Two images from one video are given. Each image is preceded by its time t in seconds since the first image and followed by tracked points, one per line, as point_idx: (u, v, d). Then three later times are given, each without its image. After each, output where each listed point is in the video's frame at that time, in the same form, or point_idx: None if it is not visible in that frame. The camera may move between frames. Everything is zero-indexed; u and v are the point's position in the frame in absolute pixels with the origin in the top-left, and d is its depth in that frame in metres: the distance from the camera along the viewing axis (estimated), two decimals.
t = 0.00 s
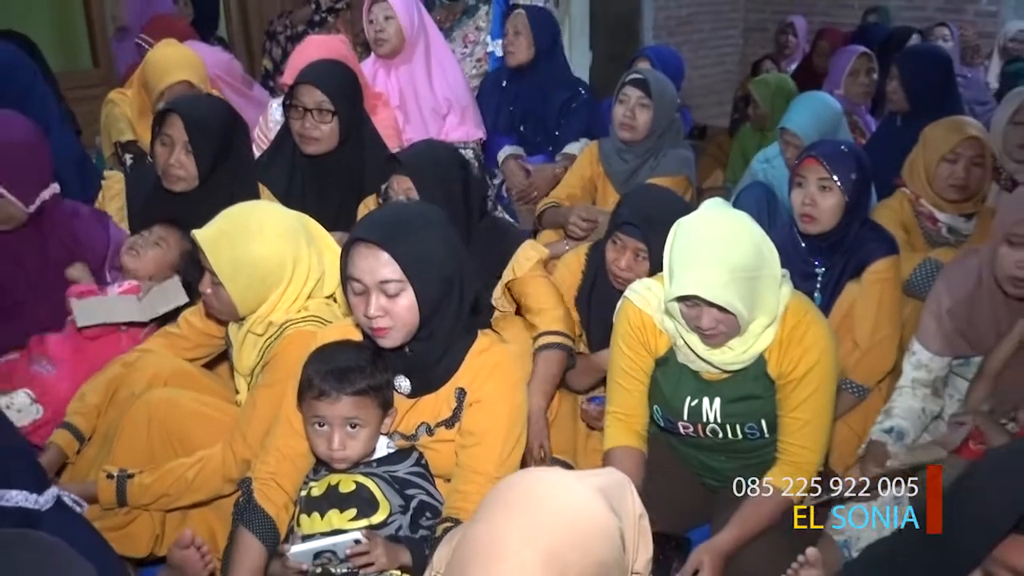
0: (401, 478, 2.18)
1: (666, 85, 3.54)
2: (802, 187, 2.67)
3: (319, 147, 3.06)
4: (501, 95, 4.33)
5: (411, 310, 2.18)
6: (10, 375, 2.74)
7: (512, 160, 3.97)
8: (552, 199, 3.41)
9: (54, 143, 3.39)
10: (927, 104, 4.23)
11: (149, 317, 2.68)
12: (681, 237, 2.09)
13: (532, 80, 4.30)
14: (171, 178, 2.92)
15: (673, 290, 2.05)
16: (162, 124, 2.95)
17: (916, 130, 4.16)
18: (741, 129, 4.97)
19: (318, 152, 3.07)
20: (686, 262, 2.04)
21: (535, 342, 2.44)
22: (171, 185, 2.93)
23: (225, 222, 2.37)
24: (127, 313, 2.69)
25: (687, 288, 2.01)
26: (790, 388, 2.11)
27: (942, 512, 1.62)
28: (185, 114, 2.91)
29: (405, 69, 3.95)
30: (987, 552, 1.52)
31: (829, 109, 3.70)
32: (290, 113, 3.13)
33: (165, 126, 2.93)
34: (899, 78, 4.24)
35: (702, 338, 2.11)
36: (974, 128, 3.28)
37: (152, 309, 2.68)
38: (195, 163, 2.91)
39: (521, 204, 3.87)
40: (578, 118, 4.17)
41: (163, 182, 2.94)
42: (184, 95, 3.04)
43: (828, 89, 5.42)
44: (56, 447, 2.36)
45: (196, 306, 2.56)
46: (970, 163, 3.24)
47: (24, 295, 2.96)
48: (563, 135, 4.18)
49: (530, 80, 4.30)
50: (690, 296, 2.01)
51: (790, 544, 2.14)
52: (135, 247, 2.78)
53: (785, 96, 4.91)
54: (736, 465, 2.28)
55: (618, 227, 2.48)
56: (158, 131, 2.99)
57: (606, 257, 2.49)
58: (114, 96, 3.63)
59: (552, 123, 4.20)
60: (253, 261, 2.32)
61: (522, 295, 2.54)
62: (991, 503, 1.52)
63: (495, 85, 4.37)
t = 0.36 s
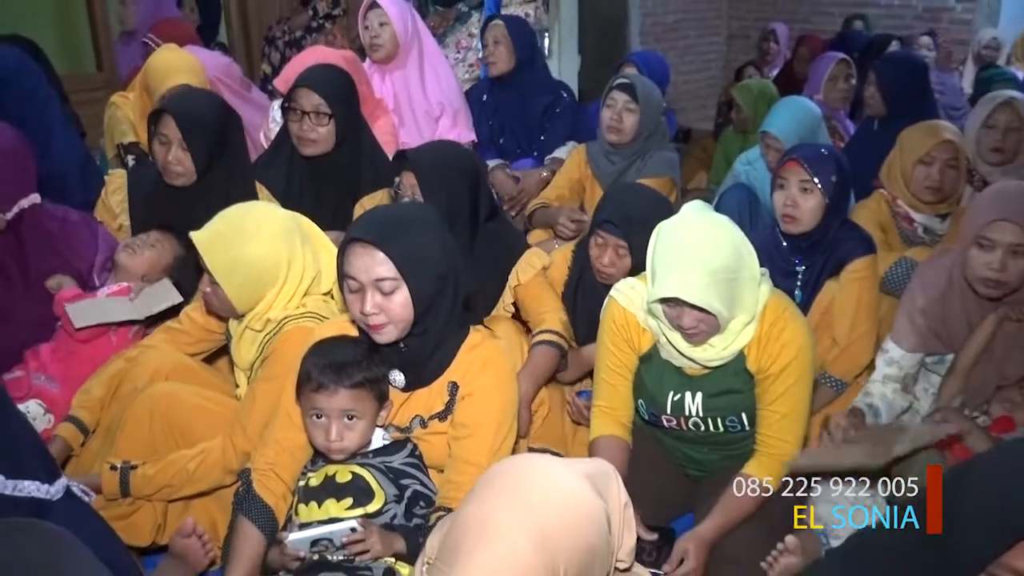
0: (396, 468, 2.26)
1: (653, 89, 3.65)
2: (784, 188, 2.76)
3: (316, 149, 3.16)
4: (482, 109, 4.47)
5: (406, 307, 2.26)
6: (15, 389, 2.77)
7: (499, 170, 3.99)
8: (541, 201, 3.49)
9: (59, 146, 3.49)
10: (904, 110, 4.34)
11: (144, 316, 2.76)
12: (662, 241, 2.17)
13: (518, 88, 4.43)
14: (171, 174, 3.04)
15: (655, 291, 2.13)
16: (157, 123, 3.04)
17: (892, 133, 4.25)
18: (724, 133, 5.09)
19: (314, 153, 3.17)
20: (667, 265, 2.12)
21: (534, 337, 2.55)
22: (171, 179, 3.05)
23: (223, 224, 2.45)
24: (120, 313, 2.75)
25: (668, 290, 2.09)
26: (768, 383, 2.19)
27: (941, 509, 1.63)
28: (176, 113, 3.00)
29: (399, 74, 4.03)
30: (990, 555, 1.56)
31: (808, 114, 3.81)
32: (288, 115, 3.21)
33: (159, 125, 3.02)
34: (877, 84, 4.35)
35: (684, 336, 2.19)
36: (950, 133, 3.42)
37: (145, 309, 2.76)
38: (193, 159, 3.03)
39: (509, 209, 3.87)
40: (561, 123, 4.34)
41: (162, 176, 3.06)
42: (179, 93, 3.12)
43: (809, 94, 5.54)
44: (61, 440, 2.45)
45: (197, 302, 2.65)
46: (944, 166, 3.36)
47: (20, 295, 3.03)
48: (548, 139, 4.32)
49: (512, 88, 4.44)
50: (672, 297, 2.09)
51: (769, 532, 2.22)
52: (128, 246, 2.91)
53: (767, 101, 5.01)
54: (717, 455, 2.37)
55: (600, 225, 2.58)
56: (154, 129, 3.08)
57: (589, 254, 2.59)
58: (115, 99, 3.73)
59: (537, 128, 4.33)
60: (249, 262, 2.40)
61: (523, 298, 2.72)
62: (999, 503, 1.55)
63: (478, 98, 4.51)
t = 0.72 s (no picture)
0: (392, 460, 2.32)
1: (640, 93, 3.75)
2: (766, 191, 2.90)
3: (312, 151, 3.23)
4: (475, 111, 4.58)
5: (400, 305, 2.33)
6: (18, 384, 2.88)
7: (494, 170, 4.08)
8: (531, 202, 3.56)
9: (60, 149, 3.58)
10: (882, 113, 4.45)
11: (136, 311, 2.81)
12: (643, 245, 2.25)
13: (509, 92, 4.51)
14: (169, 171, 3.12)
15: (637, 294, 2.20)
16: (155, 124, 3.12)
17: (871, 135, 4.34)
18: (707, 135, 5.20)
19: (310, 155, 3.24)
20: (649, 268, 2.20)
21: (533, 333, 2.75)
22: (169, 177, 3.13)
23: (221, 226, 2.53)
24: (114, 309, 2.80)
25: (650, 293, 2.16)
26: (750, 378, 2.27)
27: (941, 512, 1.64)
28: (173, 113, 3.08)
29: (394, 81, 4.13)
30: (975, 551, 1.59)
31: (789, 117, 3.91)
32: (286, 118, 3.29)
33: (157, 125, 3.10)
34: (855, 88, 4.44)
35: (667, 335, 2.27)
36: (921, 140, 3.61)
37: (138, 302, 2.81)
38: (190, 157, 3.11)
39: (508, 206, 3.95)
40: (552, 128, 4.44)
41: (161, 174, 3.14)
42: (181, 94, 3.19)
43: (789, 98, 5.66)
44: (67, 434, 2.54)
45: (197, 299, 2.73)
46: (912, 169, 3.53)
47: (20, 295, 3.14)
48: (539, 143, 4.42)
49: (502, 93, 4.52)
50: (653, 300, 2.17)
51: (751, 520, 2.29)
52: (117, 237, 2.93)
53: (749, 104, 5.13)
54: (701, 447, 2.45)
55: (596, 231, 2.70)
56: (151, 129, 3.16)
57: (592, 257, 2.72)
58: (118, 103, 3.83)
59: (528, 133, 4.44)
60: (247, 262, 2.47)
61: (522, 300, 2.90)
62: (987, 502, 1.58)
63: (471, 101, 4.62)
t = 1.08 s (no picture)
0: (387, 456, 2.35)
1: (630, 95, 3.81)
2: (754, 189, 2.96)
3: (307, 152, 3.28)
4: (471, 110, 4.63)
5: (395, 302, 2.37)
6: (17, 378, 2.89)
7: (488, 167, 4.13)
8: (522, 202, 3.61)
9: (58, 150, 3.62)
10: (868, 113, 4.49)
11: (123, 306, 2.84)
12: (631, 244, 2.29)
13: (502, 93, 4.56)
14: (172, 167, 3.14)
15: (626, 293, 2.24)
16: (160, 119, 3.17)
17: (857, 135, 4.39)
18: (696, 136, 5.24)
19: (304, 156, 3.29)
20: (637, 267, 2.24)
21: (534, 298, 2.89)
22: (173, 174, 3.16)
23: (218, 225, 2.57)
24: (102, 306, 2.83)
25: (638, 292, 2.20)
26: (738, 374, 2.31)
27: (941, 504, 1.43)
28: (179, 108, 3.13)
29: (389, 81, 4.17)
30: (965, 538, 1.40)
31: (778, 116, 3.96)
32: (280, 119, 3.34)
33: (162, 120, 3.15)
34: (841, 89, 4.49)
35: (655, 333, 2.31)
36: (903, 135, 3.65)
37: (125, 298, 2.84)
38: (193, 153, 3.15)
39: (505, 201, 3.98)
40: (544, 127, 4.50)
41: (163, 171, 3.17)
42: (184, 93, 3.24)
43: (776, 98, 5.71)
44: (67, 432, 2.58)
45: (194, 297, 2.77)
46: (894, 164, 3.58)
47: (12, 293, 3.17)
48: (532, 143, 4.46)
49: (496, 93, 4.56)
50: (641, 299, 2.21)
51: (739, 513, 2.34)
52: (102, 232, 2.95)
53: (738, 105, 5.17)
54: (690, 441, 2.50)
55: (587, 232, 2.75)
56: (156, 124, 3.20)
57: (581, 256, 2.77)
58: (118, 106, 3.88)
59: (521, 132, 4.48)
60: (244, 261, 2.51)
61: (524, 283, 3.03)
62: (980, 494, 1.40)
63: (467, 100, 4.68)
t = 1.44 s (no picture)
0: (383, 455, 2.35)
1: (622, 92, 3.83)
2: (748, 186, 2.97)
3: (299, 152, 3.28)
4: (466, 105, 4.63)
5: (391, 301, 2.37)
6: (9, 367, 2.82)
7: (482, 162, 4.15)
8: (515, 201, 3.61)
9: (49, 151, 3.60)
10: (859, 111, 4.51)
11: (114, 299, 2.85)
12: (627, 244, 2.30)
13: (496, 90, 4.56)
14: (164, 169, 3.14)
15: (622, 292, 2.25)
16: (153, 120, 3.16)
17: (848, 133, 4.40)
18: (688, 134, 5.25)
19: (297, 156, 3.29)
20: (633, 267, 2.25)
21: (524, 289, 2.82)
22: (165, 176, 3.16)
23: (214, 224, 2.55)
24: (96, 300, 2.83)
25: (635, 291, 2.21)
26: (733, 371, 2.33)
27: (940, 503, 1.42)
28: (172, 110, 3.12)
29: (382, 79, 4.17)
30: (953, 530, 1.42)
31: (772, 113, 3.97)
32: (273, 120, 3.34)
33: (154, 121, 3.14)
34: (833, 87, 4.50)
35: (651, 331, 2.32)
36: (893, 134, 3.67)
37: (117, 291, 2.85)
38: (186, 155, 3.14)
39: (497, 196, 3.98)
40: (538, 125, 4.49)
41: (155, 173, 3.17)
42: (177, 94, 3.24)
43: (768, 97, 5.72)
44: (64, 435, 2.59)
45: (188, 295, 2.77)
46: (885, 164, 3.61)
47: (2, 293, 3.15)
48: (525, 141, 4.47)
49: (490, 90, 4.57)
50: (637, 299, 2.22)
51: (732, 510, 2.36)
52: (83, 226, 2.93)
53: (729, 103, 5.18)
54: (686, 438, 2.52)
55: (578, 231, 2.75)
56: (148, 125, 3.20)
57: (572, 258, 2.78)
58: (108, 105, 3.87)
59: (514, 130, 4.49)
60: (242, 260, 2.51)
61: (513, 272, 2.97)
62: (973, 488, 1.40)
63: (462, 95, 4.68)
